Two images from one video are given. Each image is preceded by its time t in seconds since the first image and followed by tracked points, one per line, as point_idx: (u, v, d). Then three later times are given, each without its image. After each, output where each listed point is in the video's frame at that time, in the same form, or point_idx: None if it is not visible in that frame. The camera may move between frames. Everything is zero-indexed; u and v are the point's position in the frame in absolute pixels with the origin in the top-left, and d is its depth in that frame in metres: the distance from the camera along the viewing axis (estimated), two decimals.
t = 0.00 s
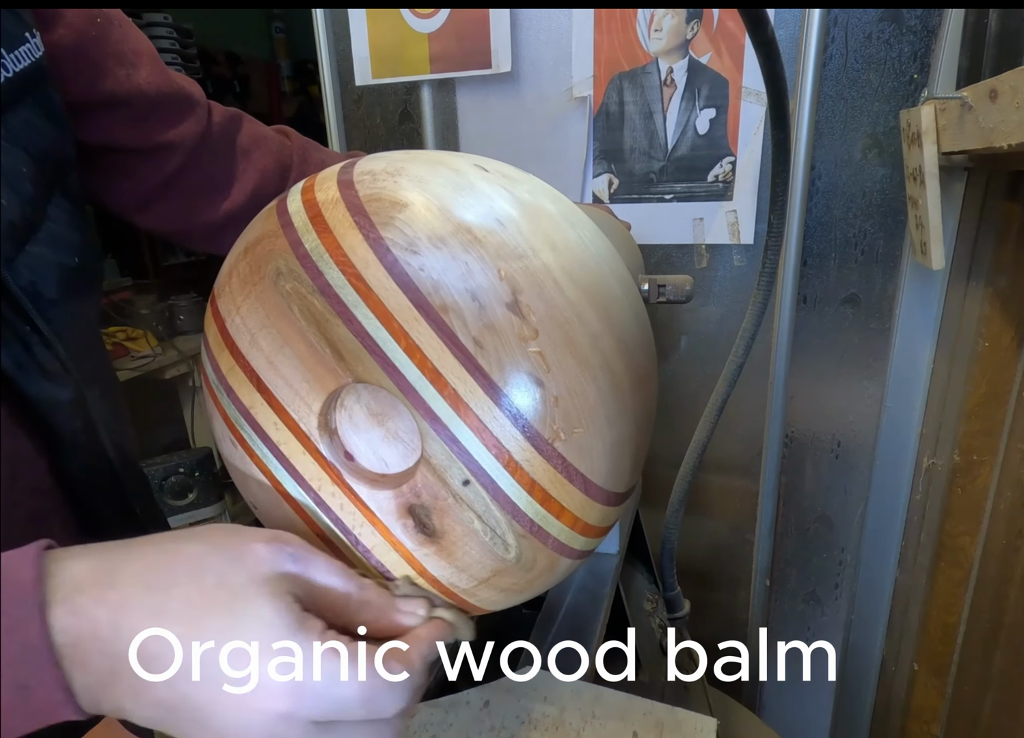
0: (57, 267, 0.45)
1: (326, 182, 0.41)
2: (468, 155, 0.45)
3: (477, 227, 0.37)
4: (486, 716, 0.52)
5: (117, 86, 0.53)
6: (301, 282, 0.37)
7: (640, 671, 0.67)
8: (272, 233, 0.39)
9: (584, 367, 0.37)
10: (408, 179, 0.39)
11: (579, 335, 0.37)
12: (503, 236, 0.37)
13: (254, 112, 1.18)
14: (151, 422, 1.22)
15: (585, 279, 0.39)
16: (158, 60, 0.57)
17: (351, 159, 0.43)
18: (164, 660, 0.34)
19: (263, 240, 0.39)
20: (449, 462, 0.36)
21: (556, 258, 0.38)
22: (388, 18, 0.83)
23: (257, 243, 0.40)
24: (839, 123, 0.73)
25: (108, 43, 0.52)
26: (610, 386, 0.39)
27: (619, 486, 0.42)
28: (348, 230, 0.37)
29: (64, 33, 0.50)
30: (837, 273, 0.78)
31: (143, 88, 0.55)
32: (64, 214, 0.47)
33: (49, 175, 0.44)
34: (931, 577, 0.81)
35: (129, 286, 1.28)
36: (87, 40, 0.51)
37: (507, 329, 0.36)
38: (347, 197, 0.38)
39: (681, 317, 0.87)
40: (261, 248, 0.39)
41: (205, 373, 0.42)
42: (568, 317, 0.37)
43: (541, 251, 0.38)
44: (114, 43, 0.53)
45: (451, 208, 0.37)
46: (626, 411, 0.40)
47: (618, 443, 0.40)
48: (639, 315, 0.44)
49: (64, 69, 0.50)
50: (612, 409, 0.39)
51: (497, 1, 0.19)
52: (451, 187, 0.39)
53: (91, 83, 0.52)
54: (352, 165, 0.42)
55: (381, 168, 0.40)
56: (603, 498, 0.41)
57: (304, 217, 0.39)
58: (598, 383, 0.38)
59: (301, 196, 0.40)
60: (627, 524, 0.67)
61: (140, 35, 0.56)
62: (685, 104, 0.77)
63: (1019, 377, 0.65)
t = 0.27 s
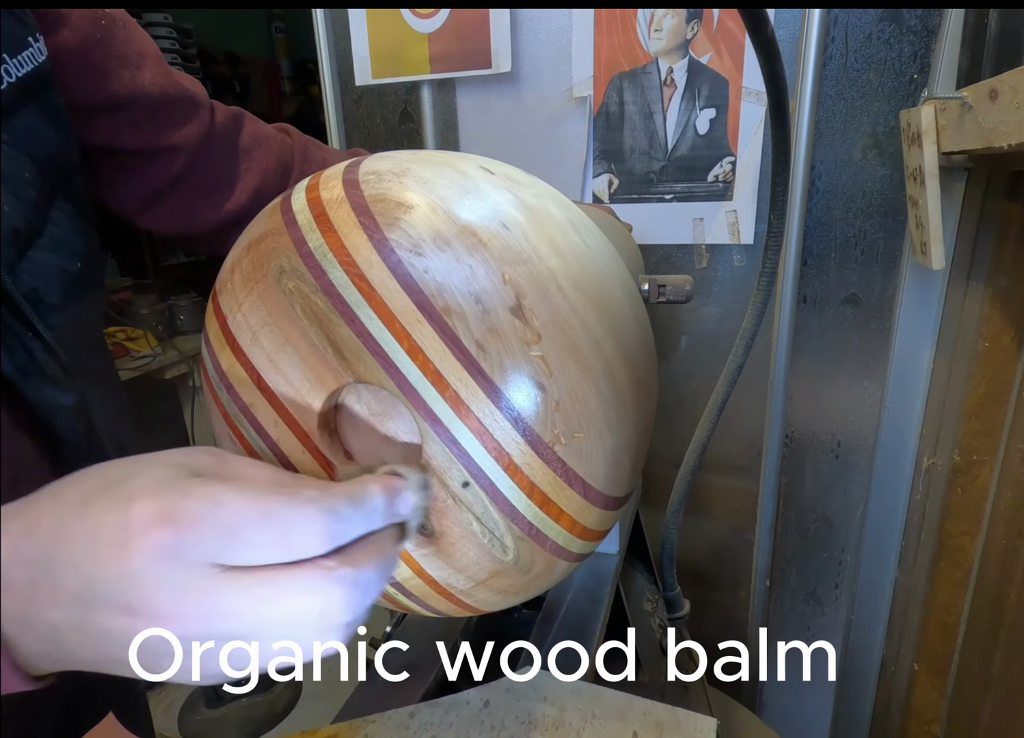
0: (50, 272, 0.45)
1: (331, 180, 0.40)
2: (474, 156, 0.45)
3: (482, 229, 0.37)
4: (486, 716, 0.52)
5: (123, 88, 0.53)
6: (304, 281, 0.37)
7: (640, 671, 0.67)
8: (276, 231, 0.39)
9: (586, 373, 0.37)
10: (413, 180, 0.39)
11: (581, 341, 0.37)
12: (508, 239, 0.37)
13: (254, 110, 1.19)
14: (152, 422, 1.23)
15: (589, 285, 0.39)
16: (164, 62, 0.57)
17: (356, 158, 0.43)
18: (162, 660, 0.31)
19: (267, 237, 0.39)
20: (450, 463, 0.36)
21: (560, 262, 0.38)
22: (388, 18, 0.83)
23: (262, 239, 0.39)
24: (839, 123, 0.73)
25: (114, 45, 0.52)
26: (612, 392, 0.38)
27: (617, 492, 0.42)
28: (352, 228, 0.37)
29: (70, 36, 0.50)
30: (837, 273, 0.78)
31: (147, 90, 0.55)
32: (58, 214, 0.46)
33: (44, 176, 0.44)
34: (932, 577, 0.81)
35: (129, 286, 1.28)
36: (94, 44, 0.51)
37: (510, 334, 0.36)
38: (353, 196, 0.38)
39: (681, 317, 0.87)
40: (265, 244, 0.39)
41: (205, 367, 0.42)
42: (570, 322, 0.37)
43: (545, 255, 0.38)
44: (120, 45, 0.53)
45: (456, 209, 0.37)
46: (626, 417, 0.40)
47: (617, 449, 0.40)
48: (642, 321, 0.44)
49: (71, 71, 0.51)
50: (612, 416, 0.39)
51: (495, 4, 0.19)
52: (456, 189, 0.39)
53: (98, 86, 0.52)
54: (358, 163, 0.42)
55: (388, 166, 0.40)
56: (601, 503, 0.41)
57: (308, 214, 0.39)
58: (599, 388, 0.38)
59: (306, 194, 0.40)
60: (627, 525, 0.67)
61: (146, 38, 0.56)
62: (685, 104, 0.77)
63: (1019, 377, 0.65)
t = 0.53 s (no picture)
0: (53, 271, 0.45)
1: (342, 179, 0.40)
2: (483, 160, 0.45)
3: (491, 237, 0.37)
4: (486, 716, 0.52)
5: (118, 86, 0.53)
6: (311, 279, 0.37)
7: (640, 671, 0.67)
8: (284, 226, 0.39)
9: (590, 385, 0.38)
10: (423, 184, 0.39)
11: (586, 353, 0.38)
12: (516, 247, 0.37)
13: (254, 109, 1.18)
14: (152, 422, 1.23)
15: (595, 296, 0.39)
16: (162, 59, 0.57)
17: (367, 157, 0.43)
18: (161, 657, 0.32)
19: (275, 234, 0.39)
20: (450, 469, 0.36)
21: (567, 272, 0.38)
22: (388, 18, 0.83)
23: (269, 235, 0.39)
24: (839, 123, 0.73)
25: (108, 43, 0.52)
26: (614, 404, 0.39)
27: (613, 503, 0.43)
28: (360, 228, 0.37)
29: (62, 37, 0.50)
30: (837, 273, 0.78)
31: (144, 88, 0.54)
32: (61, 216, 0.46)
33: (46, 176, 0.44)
34: (932, 576, 0.81)
35: (129, 286, 1.28)
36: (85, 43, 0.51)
37: (516, 342, 0.36)
38: (364, 197, 0.38)
39: (681, 317, 0.87)
40: (272, 240, 0.39)
41: (205, 358, 0.42)
42: (576, 334, 0.37)
43: (553, 264, 0.38)
44: (115, 43, 0.53)
45: (465, 216, 0.37)
46: (627, 430, 0.40)
47: (616, 460, 0.40)
48: (645, 333, 0.44)
49: (64, 71, 0.51)
50: (613, 428, 0.39)
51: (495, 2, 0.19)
52: (466, 195, 0.39)
53: (92, 84, 0.52)
54: (369, 161, 0.42)
55: (398, 169, 0.40)
56: (597, 513, 0.42)
57: (318, 212, 0.39)
58: (602, 401, 0.38)
59: (317, 190, 0.40)
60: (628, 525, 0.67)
61: (142, 34, 0.56)
62: (685, 104, 0.77)
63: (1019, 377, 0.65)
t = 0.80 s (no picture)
0: (38, 270, 0.45)
1: (334, 179, 0.40)
2: (478, 158, 0.45)
3: (484, 232, 0.37)
4: (486, 716, 0.52)
5: (111, 81, 0.53)
6: (305, 280, 0.37)
7: (640, 671, 0.67)
8: (277, 229, 0.39)
9: (587, 376, 0.37)
10: (415, 181, 0.39)
11: (582, 344, 0.37)
12: (510, 242, 0.37)
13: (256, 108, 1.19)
14: (152, 422, 1.22)
15: (590, 289, 0.39)
16: (153, 55, 0.57)
17: (360, 157, 0.43)
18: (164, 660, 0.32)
19: (269, 236, 0.39)
20: (450, 466, 0.36)
21: (562, 266, 0.38)
22: (388, 18, 0.83)
23: (262, 238, 0.39)
24: (839, 123, 0.73)
25: (99, 38, 0.52)
26: (613, 395, 0.38)
27: (615, 495, 0.42)
28: (354, 227, 0.37)
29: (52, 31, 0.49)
30: (837, 273, 0.78)
31: (136, 84, 0.55)
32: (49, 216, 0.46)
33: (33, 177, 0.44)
34: (932, 577, 0.81)
35: (129, 286, 1.28)
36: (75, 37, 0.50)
37: (511, 336, 0.36)
38: (356, 196, 0.38)
39: (681, 317, 0.87)
40: (266, 244, 0.39)
41: (205, 366, 0.42)
42: (571, 325, 0.37)
43: (548, 258, 0.38)
44: (105, 39, 0.53)
45: (458, 211, 0.37)
46: (626, 421, 0.40)
47: (618, 452, 0.40)
48: (643, 328, 0.44)
49: (55, 67, 0.50)
50: (613, 418, 0.39)
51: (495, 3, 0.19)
52: (459, 191, 0.39)
53: (83, 79, 0.52)
54: (362, 162, 0.42)
55: (390, 168, 0.40)
56: (600, 506, 0.41)
57: (311, 214, 0.39)
58: (599, 392, 0.38)
59: (308, 194, 0.40)
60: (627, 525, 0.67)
61: (133, 30, 0.57)
62: (685, 105, 0.77)
63: (1019, 377, 0.65)
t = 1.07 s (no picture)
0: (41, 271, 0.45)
1: (347, 177, 0.40)
2: (490, 162, 0.45)
3: (496, 240, 0.37)
4: (486, 716, 0.52)
5: (113, 83, 0.53)
6: (313, 277, 0.37)
7: (640, 671, 0.67)
8: (287, 224, 0.39)
9: (591, 390, 0.38)
10: (429, 185, 0.39)
11: (588, 358, 0.38)
12: (521, 251, 0.38)
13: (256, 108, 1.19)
14: (152, 422, 1.22)
15: (599, 302, 0.39)
16: (155, 56, 0.57)
17: (374, 155, 0.43)
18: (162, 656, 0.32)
19: (279, 228, 0.39)
20: (450, 471, 0.37)
21: (571, 277, 0.38)
22: (387, 18, 0.83)
23: (272, 231, 0.39)
24: (839, 123, 0.73)
25: (100, 40, 0.52)
26: (615, 409, 0.39)
27: (611, 506, 0.43)
28: (364, 227, 0.37)
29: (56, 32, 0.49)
30: (837, 273, 0.78)
31: (138, 85, 0.54)
32: (48, 215, 0.46)
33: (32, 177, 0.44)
34: (932, 577, 0.81)
35: (129, 286, 1.28)
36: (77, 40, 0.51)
37: (518, 347, 0.36)
38: (369, 196, 0.38)
39: (681, 317, 0.87)
40: (276, 238, 0.39)
41: (205, 354, 0.42)
42: (577, 339, 0.38)
43: (558, 269, 0.38)
44: (106, 40, 0.53)
45: (470, 218, 0.38)
46: (626, 434, 0.41)
47: (616, 465, 0.41)
48: (647, 340, 0.44)
49: (57, 68, 0.51)
50: (614, 433, 0.40)
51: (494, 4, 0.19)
52: (471, 197, 0.39)
53: (84, 80, 0.52)
54: (375, 161, 0.42)
55: (405, 169, 0.40)
56: (596, 518, 0.42)
57: (322, 211, 0.39)
58: (601, 405, 0.38)
59: (321, 189, 0.40)
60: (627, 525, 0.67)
61: (134, 31, 0.56)
62: (685, 104, 0.77)
63: (1019, 377, 0.65)
